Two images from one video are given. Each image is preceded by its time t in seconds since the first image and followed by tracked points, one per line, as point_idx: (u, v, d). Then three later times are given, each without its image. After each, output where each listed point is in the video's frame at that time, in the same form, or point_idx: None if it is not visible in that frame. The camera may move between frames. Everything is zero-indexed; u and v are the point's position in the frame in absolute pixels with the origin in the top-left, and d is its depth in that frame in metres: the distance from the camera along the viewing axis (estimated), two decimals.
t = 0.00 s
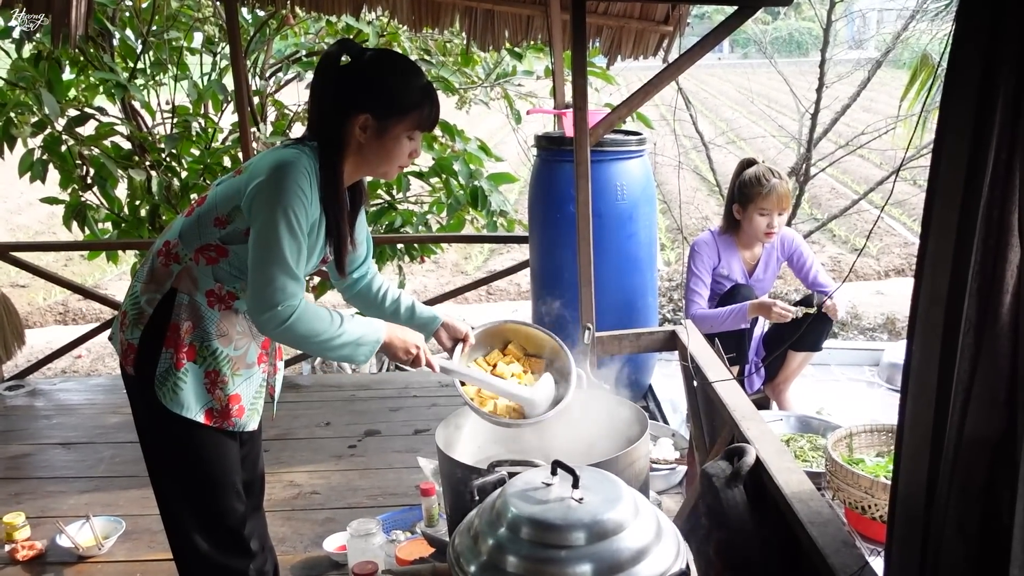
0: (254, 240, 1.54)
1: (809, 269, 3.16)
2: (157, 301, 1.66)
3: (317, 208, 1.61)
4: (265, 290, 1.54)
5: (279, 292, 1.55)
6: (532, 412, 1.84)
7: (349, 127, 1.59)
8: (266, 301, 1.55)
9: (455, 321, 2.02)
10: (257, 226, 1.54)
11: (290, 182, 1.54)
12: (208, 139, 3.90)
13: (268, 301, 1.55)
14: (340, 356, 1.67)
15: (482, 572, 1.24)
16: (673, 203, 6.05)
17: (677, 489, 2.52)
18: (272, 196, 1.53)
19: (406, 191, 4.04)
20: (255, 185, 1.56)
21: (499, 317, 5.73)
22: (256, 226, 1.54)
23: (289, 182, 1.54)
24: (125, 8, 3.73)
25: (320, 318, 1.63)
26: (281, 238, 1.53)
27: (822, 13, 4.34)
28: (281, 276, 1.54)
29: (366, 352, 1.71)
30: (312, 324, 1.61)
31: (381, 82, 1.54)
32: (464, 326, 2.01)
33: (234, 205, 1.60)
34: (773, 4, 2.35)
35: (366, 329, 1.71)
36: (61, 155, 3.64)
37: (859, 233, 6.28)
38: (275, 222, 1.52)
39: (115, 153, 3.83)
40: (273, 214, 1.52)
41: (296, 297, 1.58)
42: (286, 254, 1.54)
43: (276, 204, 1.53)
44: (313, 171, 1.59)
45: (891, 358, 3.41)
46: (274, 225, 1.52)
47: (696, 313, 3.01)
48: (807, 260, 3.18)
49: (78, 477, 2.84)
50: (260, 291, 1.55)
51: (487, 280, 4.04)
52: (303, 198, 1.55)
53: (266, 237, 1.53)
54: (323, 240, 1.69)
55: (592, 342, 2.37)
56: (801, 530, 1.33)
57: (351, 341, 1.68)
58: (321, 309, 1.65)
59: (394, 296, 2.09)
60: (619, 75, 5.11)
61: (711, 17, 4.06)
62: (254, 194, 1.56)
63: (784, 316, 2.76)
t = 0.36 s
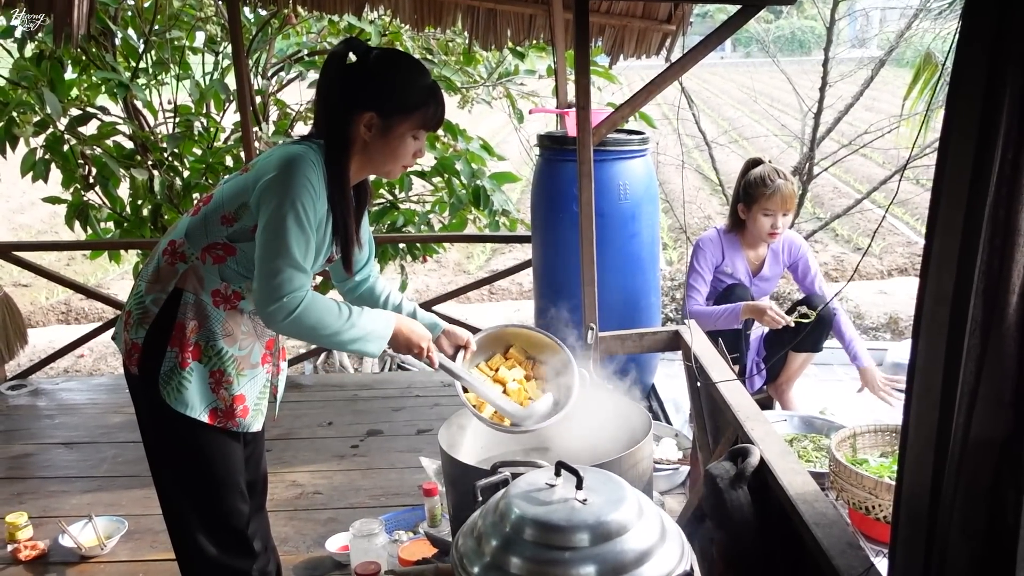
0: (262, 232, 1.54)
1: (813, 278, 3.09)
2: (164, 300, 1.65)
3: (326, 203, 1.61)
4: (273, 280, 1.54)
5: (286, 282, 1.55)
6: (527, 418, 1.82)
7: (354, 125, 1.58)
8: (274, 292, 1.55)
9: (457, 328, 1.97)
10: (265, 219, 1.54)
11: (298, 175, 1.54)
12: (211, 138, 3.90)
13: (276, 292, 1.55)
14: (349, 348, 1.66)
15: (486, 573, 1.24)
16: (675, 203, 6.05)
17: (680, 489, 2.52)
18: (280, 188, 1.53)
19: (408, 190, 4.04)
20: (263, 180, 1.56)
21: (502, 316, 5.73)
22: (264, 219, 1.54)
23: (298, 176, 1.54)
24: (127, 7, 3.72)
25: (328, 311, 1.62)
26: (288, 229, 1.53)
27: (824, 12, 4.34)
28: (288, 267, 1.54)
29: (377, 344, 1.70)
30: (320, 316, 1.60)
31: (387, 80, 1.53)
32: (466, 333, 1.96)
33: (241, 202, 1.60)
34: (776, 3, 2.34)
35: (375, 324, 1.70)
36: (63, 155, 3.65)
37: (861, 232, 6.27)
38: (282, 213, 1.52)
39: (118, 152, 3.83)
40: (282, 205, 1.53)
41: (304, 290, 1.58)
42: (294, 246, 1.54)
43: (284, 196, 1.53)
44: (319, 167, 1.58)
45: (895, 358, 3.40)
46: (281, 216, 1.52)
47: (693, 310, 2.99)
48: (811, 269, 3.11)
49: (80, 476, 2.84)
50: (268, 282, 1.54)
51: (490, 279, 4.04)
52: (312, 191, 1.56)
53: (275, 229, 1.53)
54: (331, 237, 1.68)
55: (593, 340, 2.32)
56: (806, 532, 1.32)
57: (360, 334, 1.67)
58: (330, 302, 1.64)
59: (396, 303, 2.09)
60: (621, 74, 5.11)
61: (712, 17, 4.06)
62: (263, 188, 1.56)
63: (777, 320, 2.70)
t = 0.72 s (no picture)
0: (265, 239, 1.53)
1: (823, 273, 3.09)
2: (171, 298, 1.64)
3: (331, 211, 1.60)
4: (271, 290, 1.54)
5: (284, 292, 1.54)
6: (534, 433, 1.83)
7: (360, 126, 1.58)
8: (272, 301, 1.54)
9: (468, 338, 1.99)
10: (268, 225, 1.53)
11: (304, 183, 1.53)
12: (213, 137, 3.90)
13: (274, 301, 1.54)
14: (347, 359, 1.67)
15: None
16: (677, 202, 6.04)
17: (683, 490, 2.51)
18: (285, 196, 1.52)
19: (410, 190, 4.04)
20: (269, 185, 1.55)
21: (503, 316, 5.73)
22: (268, 227, 1.53)
23: (303, 183, 1.53)
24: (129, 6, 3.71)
25: (325, 321, 1.62)
26: (290, 238, 1.52)
27: (827, 12, 4.34)
28: (287, 277, 1.53)
29: (374, 357, 1.70)
30: (318, 327, 1.60)
31: (394, 82, 1.52)
32: (477, 344, 1.99)
33: (248, 206, 1.60)
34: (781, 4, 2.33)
35: (373, 337, 1.70)
36: (65, 154, 3.64)
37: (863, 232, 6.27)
38: (284, 222, 1.51)
39: (119, 152, 3.82)
40: (285, 213, 1.52)
41: (303, 300, 1.58)
42: (294, 256, 1.53)
43: (288, 204, 1.52)
44: (327, 171, 1.58)
45: (898, 359, 3.40)
46: (284, 226, 1.51)
47: (697, 310, 2.96)
48: (821, 264, 3.11)
49: (81, 477, 2.83)
50: (266, 291, 1.54)
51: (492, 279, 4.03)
52: (316, 200, 1.55)
53: (277, 237, 1.52)
54: (336, 244, 1.68)
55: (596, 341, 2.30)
56: (812, 535, 1.31)
57: (357, 346, 1.68)
58: (328, 313, 1.64)
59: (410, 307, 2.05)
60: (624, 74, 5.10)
61: (715, 17, 4.05)
62: (268, 194, 1.55)
63: (783, 325, 2.71)
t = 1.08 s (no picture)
0: (272, 246, 1.52)
1: (827, 269, 3.06)
2: (171, 300, 1.62)
3: (336, 213, 1.58)
4: (283, 299, 1.53)
5: (296, 301, 1.53)
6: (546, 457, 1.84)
7: (363, 129, 1.56)
8: (284, 310, 1.53)
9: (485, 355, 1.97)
10: (275, 232, 1.51)
11: (309, 187, 1.51)
12: (213, 135, 3.87)
13: (287, 311, 1.54)
14: (362, 367, 1.65)
15: None
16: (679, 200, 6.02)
17: (687, 490, 2.50)
18: (291, 201, 1.50)
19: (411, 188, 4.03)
20: (272, 189, 1.53)
21: (505, 315, 5.71)
22: (274, 233, 1.51)
23: (308, 187, 1.51)
24: (129, 2, 3.69)
25: (339, 328, 1.61)
26: (298, 245, 1.50)
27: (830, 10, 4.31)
28: (299, 286, 1.52)
29: (390, 367, 1.69)
30: (332, 336, 1.59)
31: (397, 85, 1.50)
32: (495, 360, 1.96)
33: (251, 208, 1.57)
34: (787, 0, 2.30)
35: (390, 350, 1.68)
36: (65, 151, 3.62)
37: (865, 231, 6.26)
38: (292, 229, 1.50)
39: (119, 149, 3.80)
40: (291, 220, 1.50)
41: (315, 308, 1.56)
42: (303, 262, 1.52)
43: (294, 210, 1.50)
44: (330, 174, 1.56)
45: (903, 358, 3.37)
46: (292, 233, 1.50)
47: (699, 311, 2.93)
48: (824, 260, 3.08)
49: (81, 477, 2.81)
50: (278, 300, 1.53)
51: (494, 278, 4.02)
52: (322, 204, 1.52)
53: (284, 245, 1.50)
54: (342, 242, 1.65)
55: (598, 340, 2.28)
56: (822, 540, 1.29)
57: (373, 357, 1.66)
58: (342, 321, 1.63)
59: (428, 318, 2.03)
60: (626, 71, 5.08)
61: (717, 14, 4.03)
62: (272, 197, 1.53)
63: (784, 323, 2.68)
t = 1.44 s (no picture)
0: (277, 243, 1.48)
1: (833, 269, 3.03)
2: (169, 300, 1.58)
3: (342, 210, 1.54)
4: (291, 299, 1.49)
5: (305, 301, 1.49)
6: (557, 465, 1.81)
7: (366, 127, 1.52)
8: (293, 310, 1.49)
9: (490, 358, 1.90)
10: (279, 230, 1.47)
11: (313, 183, 1.47)
12: (210, 130, 3.82)
13: (296, 311, 1.50)
14: (376, 368, 1.61)
15: None
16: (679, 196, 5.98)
17: (692, 491, 2.47)
18: (295, 197, 1.46)
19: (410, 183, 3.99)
20: (275, 186, 1.49)
21: (504, 311, 5.67)
22: (279, 231, 1.47)
23: (311, 183, 1.47)
24: None
25: (350, 328, 1.57)
26: (303, 243, 1.46)
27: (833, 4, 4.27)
28: (307, 285, 1.48)
29: (404, 368, 1.64)
30: (343, 336, 1.55)
31: (402, 80, 1.46)
32: (500, 363, 1.90)
33: (252, 205, 1.53)
34: None
35: (405, 351, 1.64)
36: (60, 146, 3.57)
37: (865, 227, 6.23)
38: (297, 226, 1.46)
39: (115, 144, 3.75)
40: (294, 217, 1.46)
41: (325, 308, 1.52)
42: (310, 260, 1.48)
43: (298, 206, 1.46)
44: (334, 171, 1.52)
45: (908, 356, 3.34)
46: (297, 230, 1.46)
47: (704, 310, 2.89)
48: (830, 258, 3.05)
49: (76, 476, 2.77)
50: (286, 299, 1.49)
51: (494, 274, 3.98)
52: (326, 200, 1.48)
53: (290, 243, 1.46)
54: (348, 240, 1.61)
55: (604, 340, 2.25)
56: (840, 548, 1.25)
57: (388, 358, 1.62)
58: (354, 321, 1.59)
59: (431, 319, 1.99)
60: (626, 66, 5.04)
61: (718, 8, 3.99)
62: (275, 193, 1.49)
63: (785, 318, 2.63)
